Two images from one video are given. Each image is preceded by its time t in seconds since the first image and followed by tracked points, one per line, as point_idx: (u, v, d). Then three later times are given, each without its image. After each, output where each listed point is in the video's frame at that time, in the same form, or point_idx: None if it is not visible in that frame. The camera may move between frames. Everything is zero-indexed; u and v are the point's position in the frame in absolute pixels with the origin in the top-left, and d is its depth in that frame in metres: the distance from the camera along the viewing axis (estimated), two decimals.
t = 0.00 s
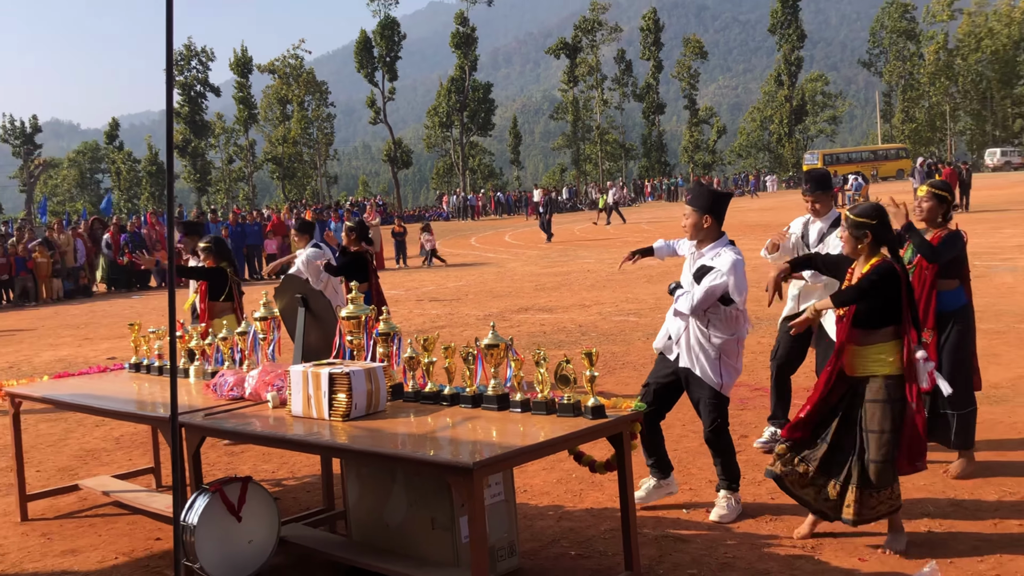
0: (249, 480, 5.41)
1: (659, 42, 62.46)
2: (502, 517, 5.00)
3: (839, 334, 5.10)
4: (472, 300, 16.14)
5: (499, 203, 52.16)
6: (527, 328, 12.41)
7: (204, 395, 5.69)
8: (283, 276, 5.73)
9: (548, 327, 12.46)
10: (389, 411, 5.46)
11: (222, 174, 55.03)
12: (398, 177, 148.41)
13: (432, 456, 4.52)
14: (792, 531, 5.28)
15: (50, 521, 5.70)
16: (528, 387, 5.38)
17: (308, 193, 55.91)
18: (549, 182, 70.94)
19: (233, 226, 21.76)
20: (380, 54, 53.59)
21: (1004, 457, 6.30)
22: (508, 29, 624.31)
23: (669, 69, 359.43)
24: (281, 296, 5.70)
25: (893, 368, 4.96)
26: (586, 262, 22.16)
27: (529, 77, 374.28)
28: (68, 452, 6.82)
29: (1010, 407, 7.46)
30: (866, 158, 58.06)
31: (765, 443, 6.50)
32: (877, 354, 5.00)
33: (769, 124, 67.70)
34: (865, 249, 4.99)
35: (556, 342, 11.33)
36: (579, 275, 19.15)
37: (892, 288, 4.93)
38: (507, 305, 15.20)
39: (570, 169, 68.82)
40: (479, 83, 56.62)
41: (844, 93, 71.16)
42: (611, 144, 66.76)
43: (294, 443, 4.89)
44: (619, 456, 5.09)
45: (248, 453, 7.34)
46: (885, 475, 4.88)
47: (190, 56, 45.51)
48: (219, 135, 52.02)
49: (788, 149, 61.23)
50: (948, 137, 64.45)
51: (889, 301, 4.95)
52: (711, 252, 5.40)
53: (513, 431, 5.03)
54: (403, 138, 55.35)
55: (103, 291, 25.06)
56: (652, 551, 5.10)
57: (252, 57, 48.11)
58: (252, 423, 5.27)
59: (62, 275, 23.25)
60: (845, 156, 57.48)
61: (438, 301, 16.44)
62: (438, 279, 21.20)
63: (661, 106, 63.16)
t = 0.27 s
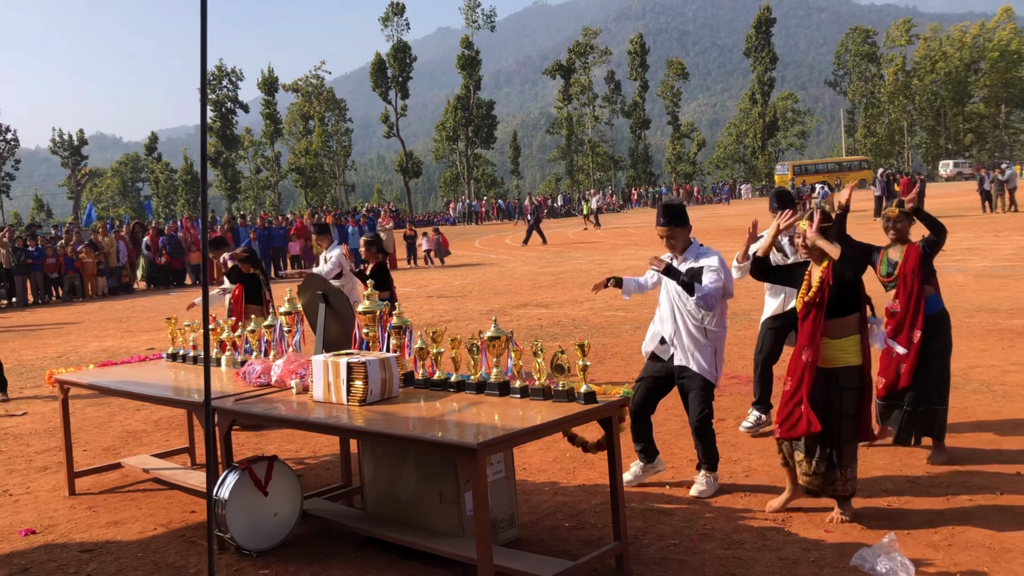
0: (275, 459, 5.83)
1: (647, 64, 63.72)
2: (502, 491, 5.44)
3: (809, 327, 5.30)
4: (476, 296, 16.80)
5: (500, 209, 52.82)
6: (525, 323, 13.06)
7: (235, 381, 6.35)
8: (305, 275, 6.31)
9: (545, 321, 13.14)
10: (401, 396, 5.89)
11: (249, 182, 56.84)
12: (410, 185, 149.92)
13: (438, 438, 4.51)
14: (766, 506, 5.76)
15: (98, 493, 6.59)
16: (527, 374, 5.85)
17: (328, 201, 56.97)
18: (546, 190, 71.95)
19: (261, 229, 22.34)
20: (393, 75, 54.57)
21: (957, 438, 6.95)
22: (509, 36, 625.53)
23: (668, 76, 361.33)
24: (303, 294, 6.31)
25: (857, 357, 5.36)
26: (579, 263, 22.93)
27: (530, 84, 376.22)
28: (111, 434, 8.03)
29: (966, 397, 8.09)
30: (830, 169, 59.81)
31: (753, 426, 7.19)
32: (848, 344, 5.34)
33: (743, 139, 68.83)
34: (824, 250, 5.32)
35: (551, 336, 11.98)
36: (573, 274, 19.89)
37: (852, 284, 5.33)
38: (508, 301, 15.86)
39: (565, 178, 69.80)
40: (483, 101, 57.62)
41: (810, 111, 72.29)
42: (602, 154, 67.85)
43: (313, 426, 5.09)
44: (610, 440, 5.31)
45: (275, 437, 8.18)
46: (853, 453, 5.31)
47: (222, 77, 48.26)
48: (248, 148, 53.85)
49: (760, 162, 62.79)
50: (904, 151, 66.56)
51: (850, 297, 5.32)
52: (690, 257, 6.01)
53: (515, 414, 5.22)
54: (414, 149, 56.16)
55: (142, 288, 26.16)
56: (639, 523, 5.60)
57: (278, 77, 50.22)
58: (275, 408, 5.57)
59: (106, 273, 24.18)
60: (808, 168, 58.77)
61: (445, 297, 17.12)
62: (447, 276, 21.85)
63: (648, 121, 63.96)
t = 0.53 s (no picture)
0: (276, 454, 5.89)
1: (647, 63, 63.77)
2: (500, 488, 5.48)
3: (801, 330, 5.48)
4: (475, 295, 16.88)
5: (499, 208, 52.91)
6: (525, 321, 13.13)
7: (237, 378, 6.41)
8: (305, 274, 6.45)
9: (544, 320, 13.20)
10: (401, 394, 5.89)
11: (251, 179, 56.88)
12: (411, 183, 150.41)
13: (439, 433, 4.55)
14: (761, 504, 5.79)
15: (100, 489, 6.65)
16: (526, 372, 5.85)
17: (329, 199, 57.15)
18: (544, 191, 71.99)
19: (262, 227, 22.41)
20: (394, 74, 54.61)
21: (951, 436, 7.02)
22: (509, 36, 625.41)
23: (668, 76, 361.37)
24: (304, 293, 6.44)
25: (855, 358, 5.31)
26: (578, 262, 23.00)
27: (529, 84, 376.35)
28: (114, 430, 8.09)
29: (962, 395, 8.14)
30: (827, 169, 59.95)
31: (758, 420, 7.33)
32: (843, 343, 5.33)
33: (740, 139, 68.90)
34: (811, 256, 5.50)
35: (550, 333, 12.06)
36: (571, 273, 19.98)
37: (841, 287, 5.39)
38: (507, 299, 15.94)
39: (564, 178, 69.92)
40: (483, 101, 57.65)
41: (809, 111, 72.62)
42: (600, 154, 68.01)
43: (314, 421, 5.10)
44: (608, 437, 5.31)
45: (276, 435, 8.25)
46: (850, 452, 5.27)
47: (223, 76, 48.36)
48: (249, 147, 54.07)
49: (756, 161, 62.88)
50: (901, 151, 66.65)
51: (838, 300, 5.40)
52: (676, 253, 5.94)
53: (512, 412, 5.20)
54: (414, 150, 56.32)
55: (145, 285, 26.27)
56: (636, 520, 5.65)
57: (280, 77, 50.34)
58: (277, 404, 5.62)
59: (108, 272, 24.24)
60: (805, 168, 58.87)
61: (444, 295, 17.21)
62: (447, 275, 21.95)
63: (646, 121, 64.06)
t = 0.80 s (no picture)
0: (271, 454, 5.87)
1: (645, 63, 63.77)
2: (496, 487, 5.47)
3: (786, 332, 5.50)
4: (472, 295, 16.88)
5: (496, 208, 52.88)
6: (522, 321, 13.11)
7: (233, 376, 6.40)
8: (302, 273, 6.42)
9: (541, 319, 13.20)
10: (397, 393, 5.88)
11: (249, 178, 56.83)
12: (407, 182, 150.32)
13: (436, 433, 4.53)
14: (756, 504, 5.79)
15: (95, 487, 6.64)
16: (523, 371, 5.82)
17: (326, 198, 57.11)
18: (542, 191, 71.92)
19: (259, 226, 22.39)
20: (391, 73, 54.59)
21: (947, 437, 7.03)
22: (508, 36, 625.31)
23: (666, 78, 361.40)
24: (300, 290, 6.40)
25: (840, 359, 5.34)
26: (575, 262, 22.98)
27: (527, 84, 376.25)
28: (110, 429, 8.08)
29: (958, 397, 8.15)
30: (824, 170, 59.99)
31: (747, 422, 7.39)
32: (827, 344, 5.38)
33: (738, 140, 68.92)
34: (804, 258, 5.50)
35: (548, 334, 12.05)
36: (569, 273, 19.97)
37: (828, 289, 5.38)
38: (505, 299, 15.92)
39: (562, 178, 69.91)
40: (480, 100, 57.62)
41: (806, 112, 72.66)
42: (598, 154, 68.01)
43: (310, 421, 5.09)
44: (604, 436, 5.28)
45: (272, 433, 8.24)
46: (838, 454, 5.30)
47: (221, 74, 48.30)
48: (246, 145, 54.04)
49: (754, 162, 62.92)
50: (899, 153, 66.70)
51: (828, 305, 5.38)
52: (676, 259, 5.90)
53: (509, 411, 5.19)
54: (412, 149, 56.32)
55: (142, 283, 26.25)
56: (632, 520, 5.64)
57: (277, 75, 50.27)
58: (274, 403, 5.60)
59: (105, 269, 24.21)
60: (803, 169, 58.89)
61: (441, 295, 17.19)
62: (443, 275, 21.93)
63: (644, 121, 64.04)
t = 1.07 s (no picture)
0: (266, 454, 5.85)
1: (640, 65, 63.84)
2: (491, 488, 5.46)
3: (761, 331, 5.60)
4: (467, 296, 16.88)
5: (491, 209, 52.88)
6: (517, 322, 13.12)
7: (227, 377, 6.38)
8: (297, 273, 6.42)
9: (536, 320, 13.21)
10: (392, 394, 5.87)
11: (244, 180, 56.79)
12: (402, 183, 150.32)
13: (430, 434, 4.52)
14: (749, 504, 5.81)
15: (89, 488, 6.62)
16: (517, 373, 5.81)
17: (321, 199, 57.10)
18: (537, 193, 71.97)
19: (253, 227, 22.39)
20: (387, 74, 54.59)
21: (940, 439, 7.03)
22: (504, 39, 625.51)
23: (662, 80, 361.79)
24: (295, 291, 6.39)
25: (811, 361, 5.52)
26: (570, 263, 22.98)
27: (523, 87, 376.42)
28: (104, 429, 8.06)
29: (951, 398, 8.18)
30: (819, 173, 60.08)
31: (729, 425, 7.46)
32: (800, 347, 5.51)
33: (733, 142, 69.04)
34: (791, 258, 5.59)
35: (543, 335, 12.06)
36: (564, 274, 19.98)
37: (808, 293, 5.53)
38: (500, 300, 15.93)
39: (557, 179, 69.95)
40: (476, 101, 57.64)
41: (801, 115, 72.78)
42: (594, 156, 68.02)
43: (304, 422, 5.07)
44: (598, 438, 5.27)
45: (265, 434, 8.23)
46: (807, 454, 5.47)
47: (216, 75, 48.26)
48: (241, 146, 53.99)
49: (749, 165, 63.03)
50: (893, 156, 66.84)
51: (803, 308, 5.53)
52: (665, 252, 5.90)
53: (504, 412, 5.19)
54: (407, 150, 56.33)
55: (136, 284, 26.22)
56: (627, 521, 5.64)
57: (272, 76, 50.22)
58: (268, 404, 5.59)
59: (99, 270, 24.17)
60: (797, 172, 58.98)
61: (436, 296, 17.18)
62: (438, 276, 21.93)
63: (639, 123, 64.08)
